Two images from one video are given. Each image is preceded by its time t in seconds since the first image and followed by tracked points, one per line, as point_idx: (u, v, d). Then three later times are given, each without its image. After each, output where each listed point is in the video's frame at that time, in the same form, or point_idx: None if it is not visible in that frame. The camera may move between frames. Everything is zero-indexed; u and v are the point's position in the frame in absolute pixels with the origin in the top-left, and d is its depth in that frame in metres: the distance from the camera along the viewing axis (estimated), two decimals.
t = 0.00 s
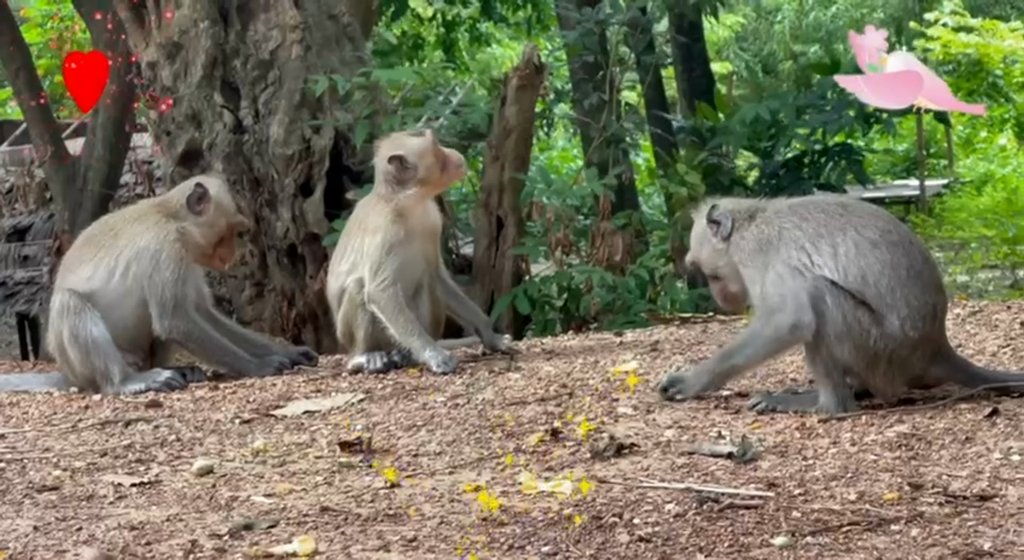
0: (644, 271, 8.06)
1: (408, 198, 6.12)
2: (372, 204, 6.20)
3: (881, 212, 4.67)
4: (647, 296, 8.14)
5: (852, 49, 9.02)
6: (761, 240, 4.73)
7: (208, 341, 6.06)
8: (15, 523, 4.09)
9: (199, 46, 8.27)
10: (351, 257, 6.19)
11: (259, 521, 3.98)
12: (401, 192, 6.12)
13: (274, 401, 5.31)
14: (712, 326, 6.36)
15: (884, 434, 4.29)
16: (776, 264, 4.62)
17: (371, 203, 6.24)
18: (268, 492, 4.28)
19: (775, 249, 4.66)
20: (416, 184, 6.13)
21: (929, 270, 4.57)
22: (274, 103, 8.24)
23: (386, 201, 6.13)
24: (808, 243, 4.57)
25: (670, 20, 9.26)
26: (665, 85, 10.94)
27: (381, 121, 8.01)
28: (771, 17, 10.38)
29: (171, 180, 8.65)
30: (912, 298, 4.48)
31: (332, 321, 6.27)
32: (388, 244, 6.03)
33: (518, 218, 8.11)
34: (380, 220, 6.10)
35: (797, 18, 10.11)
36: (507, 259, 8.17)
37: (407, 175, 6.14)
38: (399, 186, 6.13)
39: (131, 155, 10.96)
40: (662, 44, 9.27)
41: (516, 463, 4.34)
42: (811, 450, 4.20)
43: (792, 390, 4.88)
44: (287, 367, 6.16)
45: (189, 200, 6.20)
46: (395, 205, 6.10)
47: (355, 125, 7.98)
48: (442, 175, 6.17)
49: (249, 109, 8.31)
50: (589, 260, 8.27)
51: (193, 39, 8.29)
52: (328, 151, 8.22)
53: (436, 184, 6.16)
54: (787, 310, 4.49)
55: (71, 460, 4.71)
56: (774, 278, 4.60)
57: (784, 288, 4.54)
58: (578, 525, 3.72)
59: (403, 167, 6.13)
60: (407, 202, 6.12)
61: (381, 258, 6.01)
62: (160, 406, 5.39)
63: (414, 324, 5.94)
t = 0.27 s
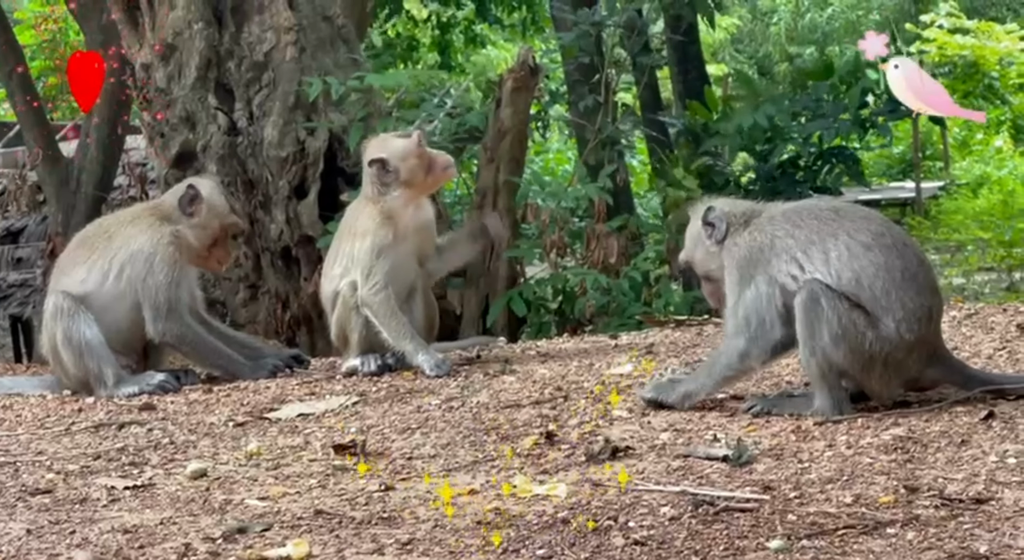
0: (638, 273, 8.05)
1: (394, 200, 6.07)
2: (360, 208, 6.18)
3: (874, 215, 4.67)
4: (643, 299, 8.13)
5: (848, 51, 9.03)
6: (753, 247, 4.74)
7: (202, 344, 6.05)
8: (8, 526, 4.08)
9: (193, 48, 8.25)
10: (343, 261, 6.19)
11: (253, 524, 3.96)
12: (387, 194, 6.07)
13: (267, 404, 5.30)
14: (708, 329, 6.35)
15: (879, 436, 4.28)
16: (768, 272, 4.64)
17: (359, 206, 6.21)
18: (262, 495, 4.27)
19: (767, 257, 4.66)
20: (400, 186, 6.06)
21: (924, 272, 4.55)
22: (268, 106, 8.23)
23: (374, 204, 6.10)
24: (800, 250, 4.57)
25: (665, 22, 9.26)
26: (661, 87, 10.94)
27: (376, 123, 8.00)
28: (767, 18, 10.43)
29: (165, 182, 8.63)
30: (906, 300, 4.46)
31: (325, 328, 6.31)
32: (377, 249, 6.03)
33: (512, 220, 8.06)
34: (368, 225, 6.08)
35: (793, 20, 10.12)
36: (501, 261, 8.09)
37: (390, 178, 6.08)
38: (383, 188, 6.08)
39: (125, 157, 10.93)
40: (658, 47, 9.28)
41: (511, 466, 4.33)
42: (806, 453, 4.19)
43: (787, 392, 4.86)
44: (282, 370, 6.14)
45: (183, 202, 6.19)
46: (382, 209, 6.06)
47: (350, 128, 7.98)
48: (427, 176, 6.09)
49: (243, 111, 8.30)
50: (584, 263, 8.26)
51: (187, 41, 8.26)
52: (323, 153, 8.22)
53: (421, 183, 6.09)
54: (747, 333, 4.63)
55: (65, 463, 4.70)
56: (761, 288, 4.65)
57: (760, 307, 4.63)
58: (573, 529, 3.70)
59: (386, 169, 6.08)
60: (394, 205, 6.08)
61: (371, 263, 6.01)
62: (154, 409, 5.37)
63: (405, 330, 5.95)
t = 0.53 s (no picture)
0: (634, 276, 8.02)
1: (380, 208, 6.00)
2: (348, 213, 6.13)
3: (870, 216, 4.65)
4: (639, 302, 8.10)
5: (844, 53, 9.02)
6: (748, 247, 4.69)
7: (195, 347, 6.02)
8: None
9: (185, 49, 8.22)
10: (333, 268, 6.16)
11: (246, 529, 3.92)
12: (373, 201, 6.00)
13: (261, 408, 5.27)
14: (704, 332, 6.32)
15: (877, 441, 4.26)
16: (764, 266, 4.59)
17: (347, 210, 6.17)
18: (255, 499, 4.23)
19: (763, 254, 4.62)
20: (384, 193, 5.98)
21: (920, 274, 4.53)
22: (262, 108, 8.21)
23: (362, 209, 6.05)
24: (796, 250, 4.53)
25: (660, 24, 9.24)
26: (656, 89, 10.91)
27: (370, 125, 7.98)
28: (764, 20, 10.46)
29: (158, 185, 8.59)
30: (903, 302, 4.44)
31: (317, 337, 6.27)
32: (366, 256, 6.00)
33: (508, 222, 8.11)
34: (356, 231, 6.05)
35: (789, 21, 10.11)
36: (497, 265, 8.16)
37: (374, 183, 5.99)
38: (369, 195, 6.01)
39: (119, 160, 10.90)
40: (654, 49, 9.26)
41: (506, 471, 4.30)
42: (803, 457, 4.16)
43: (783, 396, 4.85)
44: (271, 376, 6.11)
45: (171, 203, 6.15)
46: (369, 216, 6.02)
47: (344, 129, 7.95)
48: (411, 187, 5.95)
49: (237, 113, 8.28)
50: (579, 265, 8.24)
51: (180, 42, 8.24)
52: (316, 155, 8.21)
53: (405, 192, 5.98)
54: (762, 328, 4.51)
55: (57, 467, 4.67)
56: (765, 278, 4.55)
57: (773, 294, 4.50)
58: (568, 534, 3.67)
59: (370, 174, 5.97)
60: (381, 211, 6.02)
61: (361, 271, 6.00)
62: (147, 413, 5.34)
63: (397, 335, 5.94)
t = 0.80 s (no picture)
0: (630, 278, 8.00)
1: (373, 210, 5.98)
2: (342, 216, 6.12)
3: (868, 219, 4.65)
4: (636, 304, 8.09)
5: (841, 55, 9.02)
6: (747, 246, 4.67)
7: (190, 350, 6.01)
8: None
9: (181, 51, 8.20)
10: (328, 271, 6.15)
11: (242, 532, 3.91)
12: (366, 204, 5.99)
13: (258, 411, 5.27)
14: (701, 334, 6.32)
15: (874, 443, 4.25)
16: (765, 266, 4.55)
17: (341, 212, 6.15)
18: (252, 502, 4.22)
19: (764, 253, 4.59)
20: (377, 195, 5.96)
21: (918, 277, 4.53)
22: (258, 110, 8.20)
23: (355, 212, 6.03)
24: (795, 250, 4.52)
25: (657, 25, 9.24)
26: (653, 91, 10.89)
27: (366, 127, 7.97)
28: (761, 22, 10.41)
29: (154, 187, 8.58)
30: (900, 304, 4.43)
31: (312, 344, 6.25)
32: (360, 260, 6.00)
33: (504, 225, 8.11)
34: (350, 234, 6.04)
35: (786, 22, 10.10)
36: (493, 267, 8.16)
37: (367, 186, 5.97)
38: (362, 197, 6.00)
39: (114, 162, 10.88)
40: (651, 51, 9.25)
41: (503, 474, 4.29)
42: (800, 460, 4.15)
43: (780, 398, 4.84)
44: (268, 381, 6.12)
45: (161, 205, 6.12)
46: (362, 219, 6.01)
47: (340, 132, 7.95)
48: (404, 190, 5.93)
49: (233, 115, 8.27)
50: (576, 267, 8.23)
51: (175, 44, 8.23)
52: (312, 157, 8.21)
53: (398, 195, 5.95)
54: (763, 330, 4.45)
55: (53, 470, 4.66)
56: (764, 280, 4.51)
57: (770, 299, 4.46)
58: (564, 536, 3.66)
59: (364, 176, 5.95)
60: (374, 214, 5.99)
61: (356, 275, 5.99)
62: (143, 416, 5.34)
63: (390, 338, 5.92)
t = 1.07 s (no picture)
0: (627, 280, 7.98)
1: (370, 212, 5.98)
2: (339, 218, 6.10)
3: (867, 220, 4.63)
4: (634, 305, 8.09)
5: (839, 56, 9.01)
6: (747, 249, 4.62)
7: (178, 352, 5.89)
8: None
9: (176, 53, 8.19)
10: (325, 273, 6.14)
11: (239, 535, 3.89)
12: (362, 205, 5.98)
13: (254, 414, 5.26)
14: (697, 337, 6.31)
15: (873, 446, 4.23)
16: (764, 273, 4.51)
17: (337, 215, 6.14)
18: (249, 505, 4.20)
19: (764, 260, 4.54)
20: (372, 197, 5.96)
21: (917, 278, 4.52)
22: (254, 112, 8.20)
23: (352, 214, 6.02)
24: (796, 254, 4.47)
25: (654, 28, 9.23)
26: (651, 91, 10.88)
27: (362, 129, 7.96)
28: (758, 23, 10.36)
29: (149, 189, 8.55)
30: (900, 307, 4.41)
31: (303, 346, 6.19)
32: (355, 262, 5.98)
33: (502, 227, 8.09)
34: (347, 236, 6.02)
35: (783, 24, 10.08)
36: (489, 268, 8.13)
37: (363, 188, 5.97)
38: (358, 199, 5.99)
39: (110, 164, 10.85)
40: (647, 52, 9.25)
41: (501, 477, 4.27)
42: (799, 463, 4.14)
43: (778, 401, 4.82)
44: (240, 377, 5.93)
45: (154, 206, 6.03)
46: (358, 221, 5.99)
47: (337, 133, 7.95)
48: (401, 195, 5.94)
49: (229, 117, 8.26)
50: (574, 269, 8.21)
51: (170, 46, 8.22)
52: (309, 159, 8.20)
53: (395, 198, 5.95)
54: (761, 334, 4.41)
55: (48, 473, 4.64)
56: (762, 289, 4.48)
57: (765, 311, 4.44)
58: (563, 540, 3.64)
59: (359, 178, 5.98)
60: (369, 216, 5.99)
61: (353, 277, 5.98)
62: (139, 418, 5.32)
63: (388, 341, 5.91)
